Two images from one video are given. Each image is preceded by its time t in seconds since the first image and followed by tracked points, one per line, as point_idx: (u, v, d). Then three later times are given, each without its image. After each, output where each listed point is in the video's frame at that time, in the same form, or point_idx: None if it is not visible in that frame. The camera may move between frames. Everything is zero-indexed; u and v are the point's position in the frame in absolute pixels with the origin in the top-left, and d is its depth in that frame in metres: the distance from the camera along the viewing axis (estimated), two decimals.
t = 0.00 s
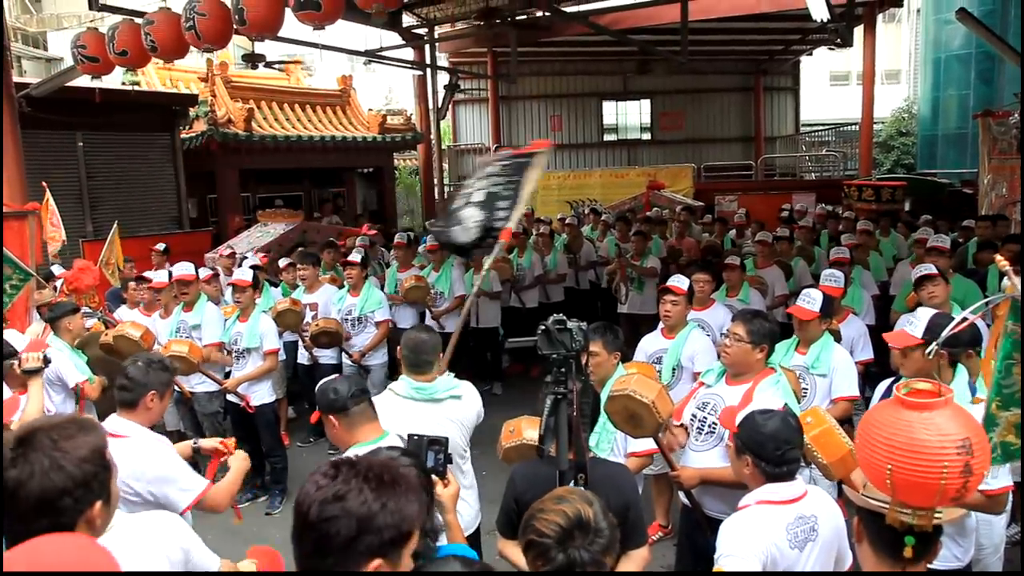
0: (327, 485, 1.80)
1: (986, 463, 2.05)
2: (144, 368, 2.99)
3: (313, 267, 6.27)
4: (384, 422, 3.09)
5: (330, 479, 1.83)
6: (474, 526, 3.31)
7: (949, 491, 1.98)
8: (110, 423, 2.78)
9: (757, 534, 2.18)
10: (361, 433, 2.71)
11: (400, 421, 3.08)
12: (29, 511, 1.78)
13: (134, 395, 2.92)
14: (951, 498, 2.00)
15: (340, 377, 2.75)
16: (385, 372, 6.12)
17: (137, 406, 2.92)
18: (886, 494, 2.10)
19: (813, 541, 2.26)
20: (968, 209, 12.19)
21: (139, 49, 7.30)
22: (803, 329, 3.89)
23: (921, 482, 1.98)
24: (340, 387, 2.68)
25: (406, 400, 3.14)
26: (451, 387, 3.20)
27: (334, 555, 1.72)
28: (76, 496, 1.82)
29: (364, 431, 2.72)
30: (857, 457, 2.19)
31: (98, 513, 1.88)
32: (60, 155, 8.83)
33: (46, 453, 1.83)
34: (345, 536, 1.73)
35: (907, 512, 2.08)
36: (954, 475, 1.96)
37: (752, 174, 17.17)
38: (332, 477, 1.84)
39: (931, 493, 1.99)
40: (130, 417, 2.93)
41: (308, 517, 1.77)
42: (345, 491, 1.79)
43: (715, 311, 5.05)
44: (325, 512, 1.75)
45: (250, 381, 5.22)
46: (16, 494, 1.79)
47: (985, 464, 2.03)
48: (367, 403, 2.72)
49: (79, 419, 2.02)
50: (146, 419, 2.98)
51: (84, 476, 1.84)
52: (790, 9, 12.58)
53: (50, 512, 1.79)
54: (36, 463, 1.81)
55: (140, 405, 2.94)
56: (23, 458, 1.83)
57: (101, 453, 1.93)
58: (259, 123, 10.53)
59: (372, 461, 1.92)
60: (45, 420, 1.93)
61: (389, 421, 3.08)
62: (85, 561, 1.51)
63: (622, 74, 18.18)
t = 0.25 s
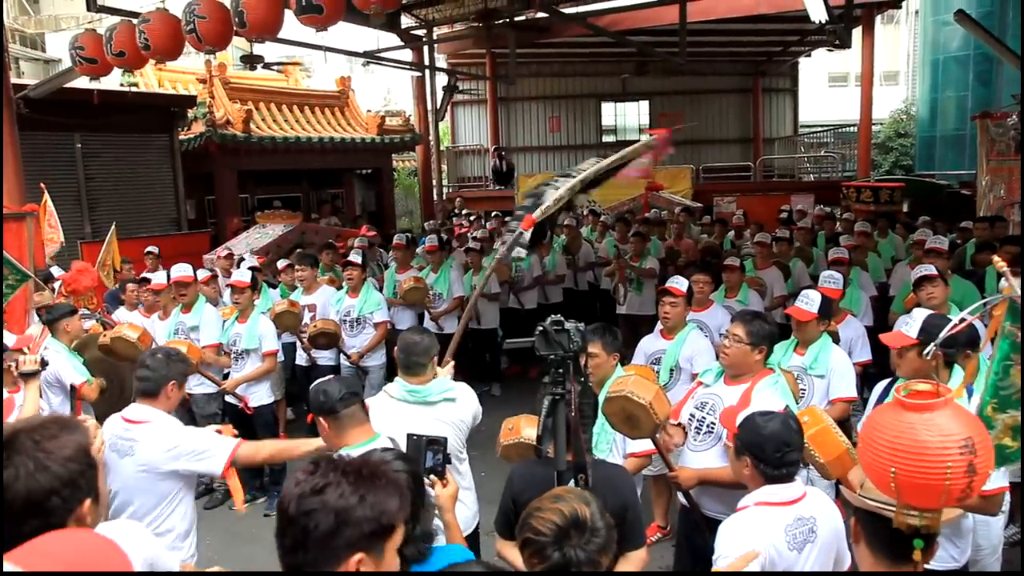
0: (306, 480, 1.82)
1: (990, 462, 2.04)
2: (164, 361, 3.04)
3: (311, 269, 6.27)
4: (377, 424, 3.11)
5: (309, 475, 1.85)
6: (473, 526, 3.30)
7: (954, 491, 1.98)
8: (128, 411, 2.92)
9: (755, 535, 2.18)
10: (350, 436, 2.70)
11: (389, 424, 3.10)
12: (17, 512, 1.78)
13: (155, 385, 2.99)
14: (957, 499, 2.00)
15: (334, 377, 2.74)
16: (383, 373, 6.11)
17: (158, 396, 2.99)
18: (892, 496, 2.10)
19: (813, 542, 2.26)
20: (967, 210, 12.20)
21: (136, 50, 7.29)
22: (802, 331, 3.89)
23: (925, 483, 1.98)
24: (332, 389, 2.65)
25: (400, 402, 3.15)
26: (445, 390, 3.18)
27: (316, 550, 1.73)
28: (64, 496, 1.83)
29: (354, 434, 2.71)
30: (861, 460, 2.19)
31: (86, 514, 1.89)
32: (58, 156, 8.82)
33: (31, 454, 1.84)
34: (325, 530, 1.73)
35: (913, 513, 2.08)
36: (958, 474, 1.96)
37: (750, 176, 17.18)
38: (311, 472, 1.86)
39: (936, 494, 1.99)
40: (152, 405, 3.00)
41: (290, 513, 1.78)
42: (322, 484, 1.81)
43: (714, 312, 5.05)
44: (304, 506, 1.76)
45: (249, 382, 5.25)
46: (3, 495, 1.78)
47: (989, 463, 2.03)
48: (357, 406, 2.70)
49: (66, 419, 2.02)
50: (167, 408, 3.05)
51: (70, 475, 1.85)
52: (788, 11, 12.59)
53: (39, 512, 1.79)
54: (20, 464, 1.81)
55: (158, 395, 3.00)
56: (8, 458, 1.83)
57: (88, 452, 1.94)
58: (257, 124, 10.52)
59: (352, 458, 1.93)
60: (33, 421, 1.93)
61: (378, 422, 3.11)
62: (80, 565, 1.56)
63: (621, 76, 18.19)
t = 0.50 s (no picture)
0: (298, 489, 1.78)
1: (988, 460, 2.05)
2: (180, 352, 3.18)
3: (309, 270, 6.27)
4: (377, 425, 3.12)
5: (299, 482, 1.81)
6: (473, 529, 3.29)
7: (953, 489, 1.97)
8: (146, 398, 3.08)
9: (755, 534, 2.18)
10: (342, 440, 2.71)
11: (387, 425, 3.11)
12: (13, 516, 1.78)
13: (170, 373, 3.13)
14: (956, 497, 2.00)
15: (329, 379, 2.75)
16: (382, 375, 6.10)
17: (174, 384, 3.13)
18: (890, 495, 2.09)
19: (812, 542, 2.25)
20: (964, 208, 12.22)
21: (133, 53, 7.28)
22: (801, 329, 3.89)
23: (925, 481, 1.97)
24: (325, 391, 2.69)
25: (400, 403, 3.15)
26: (445, 390, 3.18)
27: (320, 553, 1.72)
28: (60, 499, 1.83)
29: (346, 437, 2.71)
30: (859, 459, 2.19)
31: (81, 516, 1.89)
32: (56, 160, 8.80)
33: (25, 459, 1.83)
34: (326, 533, 1.73)
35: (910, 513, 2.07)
36: (957, 472, 1.95)
37: (748, 175, 17.19)
38: (297, 478, 1.81)
39: (935, 492, 1.98)
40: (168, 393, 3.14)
41: (284, 521, 1.75)
42: (314, 492, 1.77)
43: (713, 311, 5.05)
44: (302, 514, 1.73)
45: (249, 385, 5.26)
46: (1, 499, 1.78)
47: (987, 461, 2.03)
48: (349, 410, 2.71)
49: (59, 423, 2.01)
50: (184, 396, 3.20)
51: (66, 478, 1.85)
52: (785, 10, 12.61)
53: (34, 516, 1.79)
54: (16, 469, 1.81)
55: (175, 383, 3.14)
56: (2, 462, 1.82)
57: (81, 455, 1.94)
58: (255, 126, 10.52)
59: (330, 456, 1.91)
60: (26, 426, 1.92)
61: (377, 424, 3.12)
62: (76, 562, 1.55)
63: (618, 76, 18.20)
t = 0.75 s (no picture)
0: (290, 494, 1.74)
1: (982, 462, 2.04)
2: (201, 350, 3.27)
3: (308, 271, 6.28)
4: (383, 425, 3.12)
5: (287, 488, 1.77)
6: (472, 530, 3.27)
7: (945, 490, 1.97)
8: (169, 396, 3.15)
9: (753, 535, 2.18)
10: (333, 442, 2.71)
11: (395, 424, 3.11)
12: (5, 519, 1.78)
13: (194, 370, 3.22)
14: (948, 498, 2.00)
15: (325, 381, 2.77)
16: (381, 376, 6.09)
17: (197, 381, 3.22)
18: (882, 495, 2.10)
19: (810, 542, 2.25)
20: (963, 208, 12.22)
21: (134, 54, 7.28)
22: (800, 329, 3.89)
23: (917, 482, 1.98)
24: (320, 392, 2.70)
25: (409, 403, 3.15)
26: (453, 389, 3.18)
27: (322, 552, 1.72)
28: (51, 503, 1.83)
29: (335, 439, 2.72)
30: (853, 458, 2.20)
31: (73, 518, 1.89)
32: (55, 161, 8.79)
33: (19, 462, 1.83)
34: (322, 532, 1.72)
35: (903, 513, 2.08)
36: (949, 474, 1.95)
37: (747, 176, 17.19)
38: (285, 483, 1.78)
39: (928, 493, 1.98)
40: (191, 390, 3.22)
41: (281, 527, 1.72)
42: (305, 496, 1.74)
43: (712, 312, 5.06)
44: (299, 518, 1.71)
45: (247, 385, 5.26)
46: None
47: (981, 463, 2.02)
48: (343, 413, 2.73)
49: (49, 425, 2.00)
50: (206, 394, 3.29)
51: (58, 482, 1.85)
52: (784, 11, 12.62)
53: (27, 518, 1.79)
54: (9, 471, 1.81)
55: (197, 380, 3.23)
56: None
57: (74, 458, 1.94)
58: (254, 127, 10.52)
59: (305, 454, 1.88)
60: (17, 429, 1.92)
61: (386, 425, 3.12)
62: (69, 563, 1.55)
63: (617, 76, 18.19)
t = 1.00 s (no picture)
0: (301, 494, 1.72)
1: (979, 463, 2.04)
2: (209, 345, 3.34)
3: (307, 272, 6.29)
4: (393, 424, 3.10)
5: (294, 489, 1.74)
6: (471, 531, 3.18)
7: (943, 491, 1.97)
8: (180, 388, 3.22)
9: (750, 535, 2.17)
10: (329, 443, 2.71)
11: (405, 421, 3.08)
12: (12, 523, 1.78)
13: (204, 363, 3.29)
14: (945, 499, 2.00)
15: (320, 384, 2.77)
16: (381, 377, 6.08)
17: (207, 374, 3.30)
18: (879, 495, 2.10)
19: (808, 541, 2.24)
20: (963, 209, 12.21)
21: (133, 54, 7.28)
22: (800, 329, 3.88)
23: (915, 483, 1.97)
24: (312, 394, 2.70)
25: (424, 401, 3.13)
26: (467, 386, 3.21)
27: (337, 549, 1.72)
28: (63, 515, 1.83)
29: (331, 440, 2.72)
30: (850, 458, 2.19)
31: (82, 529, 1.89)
32: (55, 162, 8.79)
33: (41, 468, 1.84)
34: (333, 530, 1.72)
35: (899, 512, 2.08)
36: (947, 475, 1.95)
37: (747, 176, 17.19)
38: (294, 485, 1.74)
39: (925, 493, 1.98)
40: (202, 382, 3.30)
41: (299, 530, 1.69)
42: (316, 498, 1.72)
43: (711, 312, 5.06)
44: (316, 519, 1.70)
45: (246, 386, 5.25)
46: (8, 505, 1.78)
47: (978, 464, 2.02)
48: (336, 415, 2.73)
49: (68, 434, 2.01)
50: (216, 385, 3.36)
51: (73, 496, 1.85)
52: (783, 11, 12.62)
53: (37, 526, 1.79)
54: (31, 477, 1.82)
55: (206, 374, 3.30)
56: (19, 470, 1.83)
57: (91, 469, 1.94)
58: (253, 128, 10.51)
59: (300, 454, 1.85)
60: (38, 435, 1.93)
61: (398, 422, 3.09)
62: (49, 563, 1.53)
63: (617, 77, 18.19)
